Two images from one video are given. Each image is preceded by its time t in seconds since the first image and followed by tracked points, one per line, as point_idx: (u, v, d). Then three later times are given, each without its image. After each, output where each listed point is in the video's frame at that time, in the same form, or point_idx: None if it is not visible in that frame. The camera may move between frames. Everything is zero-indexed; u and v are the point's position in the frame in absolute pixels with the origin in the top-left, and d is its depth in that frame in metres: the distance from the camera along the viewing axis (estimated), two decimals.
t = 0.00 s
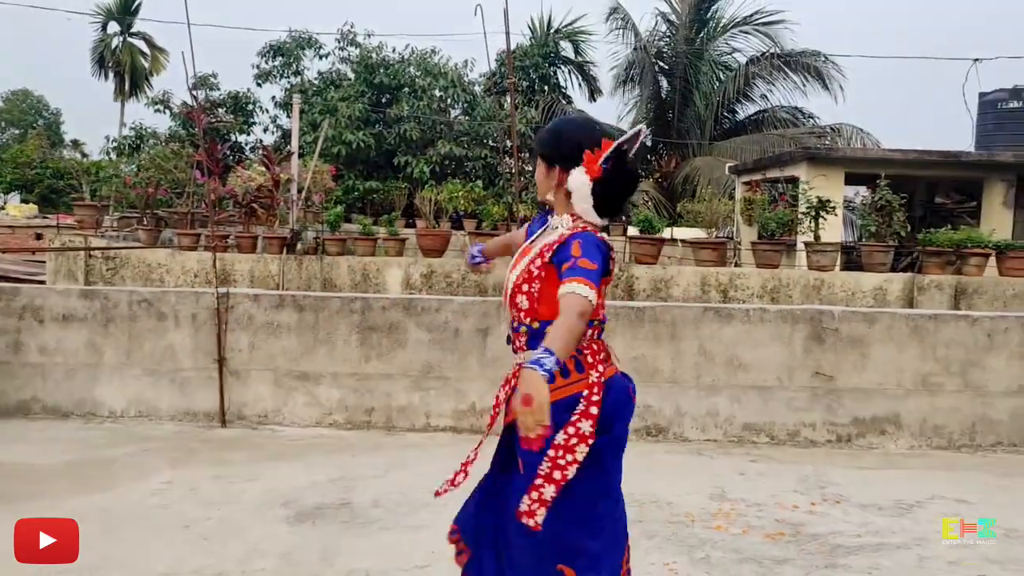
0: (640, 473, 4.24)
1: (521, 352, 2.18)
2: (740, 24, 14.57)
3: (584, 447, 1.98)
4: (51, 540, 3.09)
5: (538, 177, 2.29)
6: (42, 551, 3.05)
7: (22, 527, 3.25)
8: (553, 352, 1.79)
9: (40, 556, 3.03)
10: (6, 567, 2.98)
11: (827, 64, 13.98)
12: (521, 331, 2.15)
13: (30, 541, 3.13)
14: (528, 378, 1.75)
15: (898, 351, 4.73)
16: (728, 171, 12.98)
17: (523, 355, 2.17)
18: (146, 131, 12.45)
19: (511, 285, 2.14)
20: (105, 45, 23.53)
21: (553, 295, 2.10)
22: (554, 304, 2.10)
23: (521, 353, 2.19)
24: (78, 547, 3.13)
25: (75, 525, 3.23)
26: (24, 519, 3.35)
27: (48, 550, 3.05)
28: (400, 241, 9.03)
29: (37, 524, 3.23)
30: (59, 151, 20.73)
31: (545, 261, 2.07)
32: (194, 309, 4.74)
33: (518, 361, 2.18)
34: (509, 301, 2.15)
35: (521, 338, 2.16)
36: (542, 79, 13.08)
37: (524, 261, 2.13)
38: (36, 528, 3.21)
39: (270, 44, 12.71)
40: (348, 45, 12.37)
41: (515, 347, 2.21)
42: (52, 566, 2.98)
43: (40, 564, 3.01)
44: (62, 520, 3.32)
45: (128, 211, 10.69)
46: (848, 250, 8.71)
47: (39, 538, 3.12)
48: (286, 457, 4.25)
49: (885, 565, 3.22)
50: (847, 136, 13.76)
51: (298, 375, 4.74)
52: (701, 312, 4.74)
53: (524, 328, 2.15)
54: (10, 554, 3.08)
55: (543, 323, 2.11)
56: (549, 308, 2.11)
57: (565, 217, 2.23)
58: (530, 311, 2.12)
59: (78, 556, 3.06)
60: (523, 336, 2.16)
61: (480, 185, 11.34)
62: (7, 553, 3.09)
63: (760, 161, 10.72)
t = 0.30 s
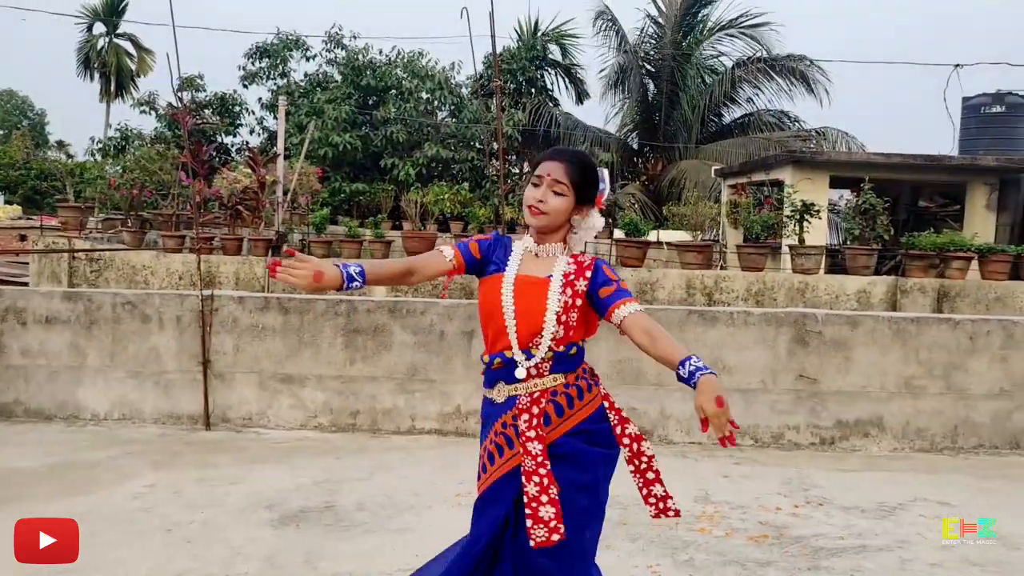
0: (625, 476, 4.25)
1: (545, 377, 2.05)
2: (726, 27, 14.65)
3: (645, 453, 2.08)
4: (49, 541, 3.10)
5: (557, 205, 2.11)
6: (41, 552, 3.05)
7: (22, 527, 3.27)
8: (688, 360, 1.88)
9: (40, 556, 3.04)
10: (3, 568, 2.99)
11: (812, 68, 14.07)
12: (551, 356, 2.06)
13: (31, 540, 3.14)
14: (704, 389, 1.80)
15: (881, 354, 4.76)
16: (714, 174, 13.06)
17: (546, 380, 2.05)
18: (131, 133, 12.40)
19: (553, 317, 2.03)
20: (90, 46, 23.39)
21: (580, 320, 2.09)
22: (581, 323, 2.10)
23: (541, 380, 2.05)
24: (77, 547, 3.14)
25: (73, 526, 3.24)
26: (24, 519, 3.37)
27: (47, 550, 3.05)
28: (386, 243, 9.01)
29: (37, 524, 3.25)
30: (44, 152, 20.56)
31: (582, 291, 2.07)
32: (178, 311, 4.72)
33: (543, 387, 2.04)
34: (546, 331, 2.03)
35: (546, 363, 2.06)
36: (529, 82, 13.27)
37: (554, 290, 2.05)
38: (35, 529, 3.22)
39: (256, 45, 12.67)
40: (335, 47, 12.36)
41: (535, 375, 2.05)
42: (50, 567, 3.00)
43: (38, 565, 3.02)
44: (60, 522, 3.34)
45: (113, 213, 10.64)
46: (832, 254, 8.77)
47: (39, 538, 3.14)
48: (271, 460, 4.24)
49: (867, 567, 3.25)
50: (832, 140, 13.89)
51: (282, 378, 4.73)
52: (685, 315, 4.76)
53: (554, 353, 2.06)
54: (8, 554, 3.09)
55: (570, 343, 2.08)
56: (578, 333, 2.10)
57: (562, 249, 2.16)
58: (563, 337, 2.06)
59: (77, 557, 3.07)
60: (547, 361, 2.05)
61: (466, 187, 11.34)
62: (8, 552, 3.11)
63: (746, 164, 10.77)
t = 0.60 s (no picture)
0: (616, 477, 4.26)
1: (539, 395, 2.08)
2: (718, 29, 14.69)
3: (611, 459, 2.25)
4: (49, 540, 3.10)
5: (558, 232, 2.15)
6: (41, 552, 3.06)
7: (22, 527, 3.27)
8: (679, 370, 2.15)
9: (41, 556, 3.05)
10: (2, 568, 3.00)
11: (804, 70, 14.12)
12: (545, 373, 2.11)
13: (31, 541, 3.15)
14: (700, 396, 2.11)
15: (872, 355, 4.78)
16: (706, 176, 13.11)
17: (539, 397, 2.08)
18: (124, 133, 12.37)
19: (551, 335, 2.10)
20: (84, 47, 23.35)
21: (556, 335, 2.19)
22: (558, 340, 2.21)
23: (535, 397, 2.08)
24: (77, 547, 3.14)
25: (73, 526, 3.24)
26: (24, 519, 3.38)
27: (47, 550, 3.06)
28: (378, 245, 9.00)
29: (37, 524, 3.26)
30: (37, 152, 20.50)
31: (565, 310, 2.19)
32: (170, 312, 4.71)
33: (538, 404, 2.08)
34: (544, 346, 2.09)
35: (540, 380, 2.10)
36: (523, 84, 13.29)
37: (545, 308, 2.11)
38: (35, 529, 3.23)
39: (249, 46, 12.66)
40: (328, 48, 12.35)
41: (531, 394, 2.07)
42: (50, 567, 3.01)
43: (38, 565, 3.03)
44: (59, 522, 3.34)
45: (105, 213, 10.62)
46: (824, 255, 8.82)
47: (39, 538, 3.14)
48: (263, 462, 4.23)
49: (858, 566, 3.27)
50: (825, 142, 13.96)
51: (274, 379, 4.73)
52: (677, 316, 4.78)
53: (548, 370, 2.11)
54: (8, 554, 3.10)
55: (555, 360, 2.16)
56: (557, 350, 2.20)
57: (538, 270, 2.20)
58: (553, 353, 2.13)
59: (78, 556, 3.08)
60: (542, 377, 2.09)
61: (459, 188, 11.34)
62: (8, 553, 3.12)
63: (738, 165, 10.82)
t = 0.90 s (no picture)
0: (615, 475, 4.27)
1: (539, 391, 2.12)
2: (717, 29, 14.69)
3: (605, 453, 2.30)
4: (48, 541, 3.09)
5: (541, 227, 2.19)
6: (41, 552, 3.04)
7: (22, 527, 3.25)
8: (664, 356, 2.27)
9: (39, 556, 3.03)
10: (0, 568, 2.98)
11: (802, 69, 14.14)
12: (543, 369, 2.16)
13: (30, 541, 3.13)
14: (686, 379, 2.27)
15: (870, 353, 4.79)
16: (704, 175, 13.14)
17: (539, 393, 2.12)
18: (123, 133, 12.37)
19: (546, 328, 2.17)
20: (83, 46, 23.35)
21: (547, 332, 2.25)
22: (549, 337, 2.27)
23: (535, 394, 2.11)
24: (77, 547, 3.13)
25: (73, 525, 3.22)
26: (22, 519, 3.36)
27: (47, 550, 3.04)
28: (377, 244, 8.98)
29: (37, 524, 3.23)
30: (36, 152, 20.49)
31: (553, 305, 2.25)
32: (169, 311, 4.71)
33: (539, 400, 2.12)
34: (540, 345, 2.14)
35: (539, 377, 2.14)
36: (520, 82, 13.21)
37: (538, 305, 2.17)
38: (34, 529, 3.21)
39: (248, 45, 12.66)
40: (326, 48, 12.35)
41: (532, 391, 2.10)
42: (49, 568, 2.99)
43: (37, 565, 3.02)
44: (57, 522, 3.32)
45: (104, 213, 10.62)
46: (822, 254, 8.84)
47: (38, 538, 3.13)
48: (262, 460, 4.24)
49: (855, 564, 3.28)
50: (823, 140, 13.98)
51: (273, 378, 4.73)
52: (675, 315, 4.79)
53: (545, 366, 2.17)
54: (7, 555, 3.09)
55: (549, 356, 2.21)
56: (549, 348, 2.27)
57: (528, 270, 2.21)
58: (549, 350, 2.19)
59: (77, 557, 3.07)
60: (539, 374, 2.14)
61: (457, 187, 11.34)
62: (6, 553, 3.10)
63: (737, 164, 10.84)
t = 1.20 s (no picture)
0: (618, 472, 4.27)
1: (536, 367, 2.17)
2: (721, 26, 14.67)
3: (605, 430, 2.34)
4: (49, 540, 3.07)
5: (527, 198, 2.18)
6: (41, 552, 3.03)
7: (22, 527, 3.23)
8: (663, 331, 2.35)
9: (40, 556, 3.02)
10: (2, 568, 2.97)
11: (806, 66, 14.11)
12: (542, 344, 2.19)
13: (30, 541, 3.11)
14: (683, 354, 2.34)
15: (874, 351, 4.79)
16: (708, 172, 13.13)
17: (536, 368, 2.16)
18: (127, 130, 12.40)
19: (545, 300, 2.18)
20: (88, 43, 23.40)
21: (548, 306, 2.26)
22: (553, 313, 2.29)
23: (531, 369, 2.16)
24: (77, 547, 3.11)
25: (74, 525, 3.20)
26: (24, 518, 3.35)
27: (48, 550, 3.03)
28: (381, 241, 8.99)
29: (37, 524, 3.22)
30: (40, 149, 20.52)
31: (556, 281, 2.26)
32: (173, 308, 4.72)
33: (536, 376, 2.16)
34: (538, 315, 2.16)
35: (537, 352, 2.18)
36: (524, 80, 13.23)
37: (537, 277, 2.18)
38: (35, 529, 3.19)
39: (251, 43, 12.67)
40: (329, 45, 12.37)
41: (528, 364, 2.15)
42: (51, 567, 2.98)
43: (38, 565, 3.00)
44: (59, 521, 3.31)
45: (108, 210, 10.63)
46: (825, 252, 8.85)
47: (38, 538, 3.11)
48: (267, 457, 4.25)
49: (859, 562, 3.27)
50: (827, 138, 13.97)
51: (277, 375, 4.74)
52: (679, 312, 4.78)
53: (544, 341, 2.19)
54: (8, 555, 3.07)
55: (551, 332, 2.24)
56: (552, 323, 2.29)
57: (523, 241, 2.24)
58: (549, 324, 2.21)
59: (77, 557, 3.05)
60: (537, 350, 2.17)
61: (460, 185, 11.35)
62: (7, 553, 3.08)
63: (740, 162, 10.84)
